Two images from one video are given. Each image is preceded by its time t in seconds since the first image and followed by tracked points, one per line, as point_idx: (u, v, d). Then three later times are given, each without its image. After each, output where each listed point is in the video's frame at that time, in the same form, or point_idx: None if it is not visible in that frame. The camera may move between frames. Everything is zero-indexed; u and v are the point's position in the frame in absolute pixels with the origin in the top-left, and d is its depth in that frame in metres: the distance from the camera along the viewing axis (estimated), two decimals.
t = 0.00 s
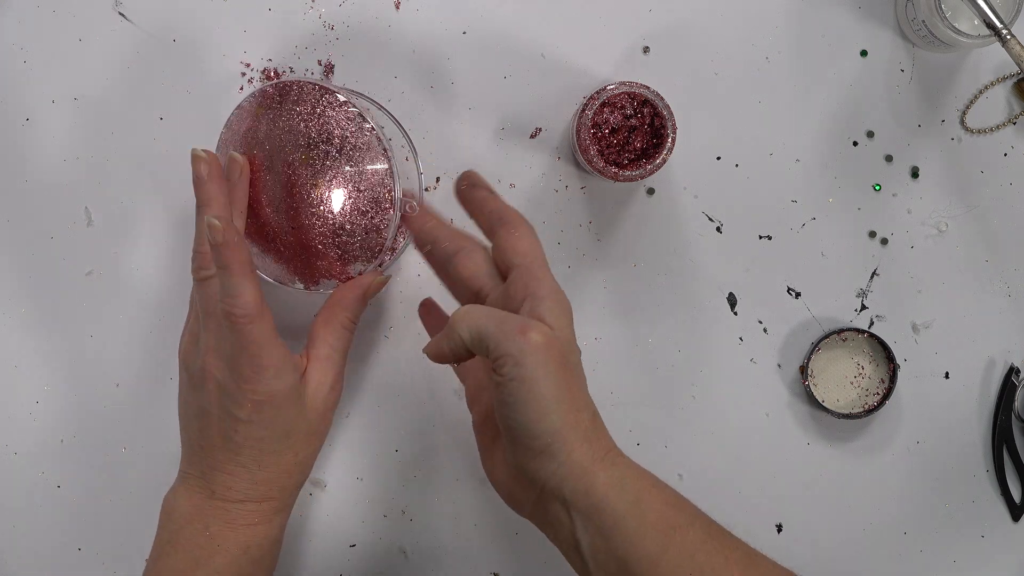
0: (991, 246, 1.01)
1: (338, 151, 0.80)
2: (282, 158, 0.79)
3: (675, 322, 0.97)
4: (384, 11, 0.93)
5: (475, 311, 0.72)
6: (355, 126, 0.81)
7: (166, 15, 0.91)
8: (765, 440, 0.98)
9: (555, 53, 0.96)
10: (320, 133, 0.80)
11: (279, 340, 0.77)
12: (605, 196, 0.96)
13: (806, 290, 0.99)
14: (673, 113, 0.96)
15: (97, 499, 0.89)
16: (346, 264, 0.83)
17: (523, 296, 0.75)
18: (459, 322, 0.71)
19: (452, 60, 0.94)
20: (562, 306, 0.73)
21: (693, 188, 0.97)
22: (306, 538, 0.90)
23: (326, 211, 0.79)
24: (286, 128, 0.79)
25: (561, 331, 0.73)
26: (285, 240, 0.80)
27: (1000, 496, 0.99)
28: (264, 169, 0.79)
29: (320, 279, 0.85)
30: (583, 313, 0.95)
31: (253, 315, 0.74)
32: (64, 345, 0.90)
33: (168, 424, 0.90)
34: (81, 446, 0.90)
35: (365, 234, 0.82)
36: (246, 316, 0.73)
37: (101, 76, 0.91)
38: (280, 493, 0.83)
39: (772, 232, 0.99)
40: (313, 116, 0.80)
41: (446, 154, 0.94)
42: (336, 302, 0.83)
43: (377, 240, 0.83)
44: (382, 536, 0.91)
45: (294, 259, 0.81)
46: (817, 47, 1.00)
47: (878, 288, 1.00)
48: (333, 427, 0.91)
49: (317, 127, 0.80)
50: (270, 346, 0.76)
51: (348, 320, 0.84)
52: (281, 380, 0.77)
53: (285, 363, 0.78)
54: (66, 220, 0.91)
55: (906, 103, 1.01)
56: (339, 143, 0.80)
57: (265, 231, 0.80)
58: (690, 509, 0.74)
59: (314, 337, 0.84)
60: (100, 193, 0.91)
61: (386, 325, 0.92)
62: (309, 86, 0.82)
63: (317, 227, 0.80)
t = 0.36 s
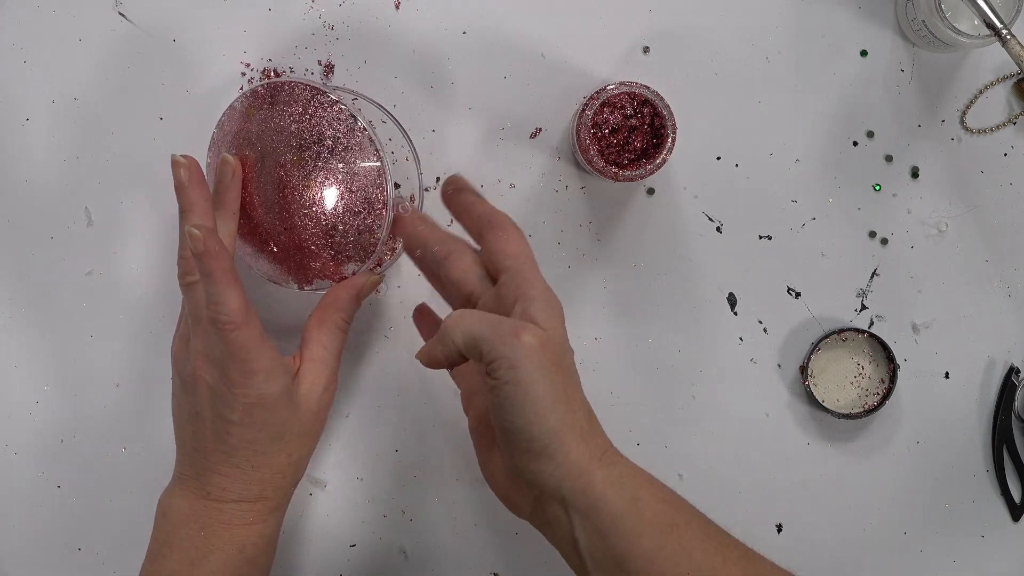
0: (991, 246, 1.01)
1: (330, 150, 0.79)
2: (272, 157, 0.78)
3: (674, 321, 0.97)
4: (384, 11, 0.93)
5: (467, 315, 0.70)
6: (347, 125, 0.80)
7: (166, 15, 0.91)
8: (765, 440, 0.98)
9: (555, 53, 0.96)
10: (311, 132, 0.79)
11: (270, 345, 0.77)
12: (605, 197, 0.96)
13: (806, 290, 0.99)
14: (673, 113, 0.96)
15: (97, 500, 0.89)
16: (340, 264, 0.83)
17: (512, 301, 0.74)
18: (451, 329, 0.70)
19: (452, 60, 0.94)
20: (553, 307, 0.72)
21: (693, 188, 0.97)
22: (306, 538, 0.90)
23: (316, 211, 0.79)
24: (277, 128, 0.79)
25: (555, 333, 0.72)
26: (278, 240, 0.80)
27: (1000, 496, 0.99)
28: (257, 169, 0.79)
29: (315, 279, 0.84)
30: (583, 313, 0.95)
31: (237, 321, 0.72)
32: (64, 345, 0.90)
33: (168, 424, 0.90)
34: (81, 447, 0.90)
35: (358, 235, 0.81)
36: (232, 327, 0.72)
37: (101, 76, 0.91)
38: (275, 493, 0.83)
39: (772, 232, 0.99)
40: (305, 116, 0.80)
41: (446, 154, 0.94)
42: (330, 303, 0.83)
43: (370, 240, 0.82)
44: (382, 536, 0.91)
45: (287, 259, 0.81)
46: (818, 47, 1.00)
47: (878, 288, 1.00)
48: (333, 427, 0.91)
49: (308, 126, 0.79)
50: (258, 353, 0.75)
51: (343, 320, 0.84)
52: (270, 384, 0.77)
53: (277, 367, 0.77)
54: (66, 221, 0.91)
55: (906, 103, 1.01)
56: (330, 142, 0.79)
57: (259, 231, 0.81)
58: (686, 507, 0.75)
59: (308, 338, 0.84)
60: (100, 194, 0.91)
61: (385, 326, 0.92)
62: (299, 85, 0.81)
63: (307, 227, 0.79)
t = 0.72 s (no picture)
0: (991, 246, 1.01)
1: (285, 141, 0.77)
2: (224, 155, 0.75)
3: (674, 321, 0.97)
4: (384, 11, 0.93)
5: (412, 346, 0.74)
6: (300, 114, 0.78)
7: (166, 15, 0.91)
8: (765, 441, 0.98)
9: (555, 53, 0.96)
10: (263, 125, 0.76)
11: (201, 326, 0.75)
12: (605, 196, 0.96)
13: (806, 290, 0.99)
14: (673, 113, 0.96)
15: (97, 500, 0.89)
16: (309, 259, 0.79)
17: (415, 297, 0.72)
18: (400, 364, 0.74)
19: (452, 60, 0.94)
20: (462, 317, 0.71)
21: (693, 188, 0.97)
22: (305, 538, 0.90)
23: (281, 203, 0.76)
24: (241, 120, 0.76)
25: (524, 322, 0.75)
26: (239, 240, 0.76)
27: (1000, 496, 0.99)
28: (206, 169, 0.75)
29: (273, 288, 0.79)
30: (582, 313, 0.95)
31: (180, 291, 0.73)
32: (64, 345, 0.90)
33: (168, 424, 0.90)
34: (81, 446, 0.90)
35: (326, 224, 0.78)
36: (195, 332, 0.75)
37: (101, 76, 0.91)
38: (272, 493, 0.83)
39: (772, 232, 0.99)
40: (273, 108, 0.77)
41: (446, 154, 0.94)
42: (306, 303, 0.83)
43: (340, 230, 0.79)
44: (382, 536, 0.91)
45: (252, 258, 0.77)
46: (818, 47, 1.00)
47: (879, 288, 1.00)
48: (333, 427, 0.91)
49: (258, 119, 0.76)
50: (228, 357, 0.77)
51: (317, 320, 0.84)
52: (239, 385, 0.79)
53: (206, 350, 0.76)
54: (66, 221, 0.91)
55: (906, 103, 1.01)
56: (285, 134, 0.77)
57: (213, 234, 0.76)
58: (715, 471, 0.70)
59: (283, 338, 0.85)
60: (100, 193, 0.91)
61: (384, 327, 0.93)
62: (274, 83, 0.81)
63: (273, 221, 0.76)
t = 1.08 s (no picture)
0: (991, 246, 1.01)
1: (286, 117, 0.78)
2: (225, 137, 0.75)
3: (675, 321, 0.97)
4: (384, 11, 0.93)
5: (385, 363, 0.69)
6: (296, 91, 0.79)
7: (166, 15, 0.91)
8: (765, 441, 0.97)
9: (555, 53, 0.96)
10: (262, 104, 0.77)
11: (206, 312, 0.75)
12: (605, 197, 0.96)
13: (806, 290, 0.99)
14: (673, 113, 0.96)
15: (97, 500, 0.89)
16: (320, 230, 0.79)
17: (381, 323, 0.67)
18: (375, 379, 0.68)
19: (452, 60, 0.94)
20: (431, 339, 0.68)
21: (693, 188, 0.97)
22: (305, 538, 0.90)
23: (289, 179, 0.77)
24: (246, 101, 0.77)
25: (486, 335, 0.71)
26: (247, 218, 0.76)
27: (1000, 496, 0.99)
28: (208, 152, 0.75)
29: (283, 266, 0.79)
30: (582, 313, 0.95)
31: (187, 277, 0.72)
32: (63, 344, 0.90)
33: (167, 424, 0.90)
34: (81, 446, 0.90)
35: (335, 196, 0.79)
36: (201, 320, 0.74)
37: (100, 76, 0.91)
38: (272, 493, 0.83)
39: (772, 232, 0.99)
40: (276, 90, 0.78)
41: (446, 153, 0.94)
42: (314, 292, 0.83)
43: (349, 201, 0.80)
44: (382, 536, 0.91)
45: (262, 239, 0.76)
46: (818, 47, 1.00)
47: (879, 288, 1.00)
48: (333, 427, 0.91)
49: (257, 99, 0.77)
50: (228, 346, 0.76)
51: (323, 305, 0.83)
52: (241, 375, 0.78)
53: (210, 339, 0.75)
54: (66, 221, 0.91)
55: (906, 103, 1.01)
56: (285, 112, 0.78)
57: (220, 215, 0.75)
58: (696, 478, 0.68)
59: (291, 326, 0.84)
60: (100, 193, 0.91)
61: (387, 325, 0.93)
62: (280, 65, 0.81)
63: (284, 199, 0.76)
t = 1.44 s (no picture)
0: (991, 246, 1.01)
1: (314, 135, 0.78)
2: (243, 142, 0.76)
3: (675, 321, 0.97)
4: (384, 11, 0.93)
5: (337, 357, 0.70)
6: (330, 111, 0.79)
7: (166, 15, 0.91)
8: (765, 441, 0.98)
9: (555, 53, 0.96)
10: (291, 119, 0.78)
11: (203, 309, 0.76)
12: (605, 196, 0.96)
13: (806, 290, 0.99)
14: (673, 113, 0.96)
15: (97, 500, 0.89)
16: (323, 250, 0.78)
17: (338, 316, 0.70)
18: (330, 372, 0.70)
19: (452, 60, 0.94)
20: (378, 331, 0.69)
21: (693, 188, 0.97)
22: (305, 538, 0.90)
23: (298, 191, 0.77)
24: (269, 112, 0.78)
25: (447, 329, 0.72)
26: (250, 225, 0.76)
27: (1000, 496, 0.99)
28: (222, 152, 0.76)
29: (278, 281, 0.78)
30: (582, 313, 0.95)
31: (181, 276, 0.72)
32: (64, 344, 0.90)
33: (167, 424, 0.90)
34: (81, 446, 0.90)
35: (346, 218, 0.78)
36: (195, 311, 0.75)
37: (100, 76, 0.91)
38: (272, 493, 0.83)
39: (772, 232, 0.99)
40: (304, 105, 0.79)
41: (447, 153, 0.94)
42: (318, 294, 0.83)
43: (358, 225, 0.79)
44: (382, 536, 0.91)
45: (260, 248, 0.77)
46: (818, 47, 1.00)
47: (879, 288, 1.00)
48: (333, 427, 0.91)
49: (287, 114, 0.78)
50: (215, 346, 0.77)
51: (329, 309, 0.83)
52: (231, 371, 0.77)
53: (207, 337, 0.76)
54: (66, 221, 0.91)
55: (906, 103, 1.01)
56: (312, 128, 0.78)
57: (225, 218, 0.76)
58: (659, 472, 0.69)
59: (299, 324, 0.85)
60: (100, 193, 0.91)
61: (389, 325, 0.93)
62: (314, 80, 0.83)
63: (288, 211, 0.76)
